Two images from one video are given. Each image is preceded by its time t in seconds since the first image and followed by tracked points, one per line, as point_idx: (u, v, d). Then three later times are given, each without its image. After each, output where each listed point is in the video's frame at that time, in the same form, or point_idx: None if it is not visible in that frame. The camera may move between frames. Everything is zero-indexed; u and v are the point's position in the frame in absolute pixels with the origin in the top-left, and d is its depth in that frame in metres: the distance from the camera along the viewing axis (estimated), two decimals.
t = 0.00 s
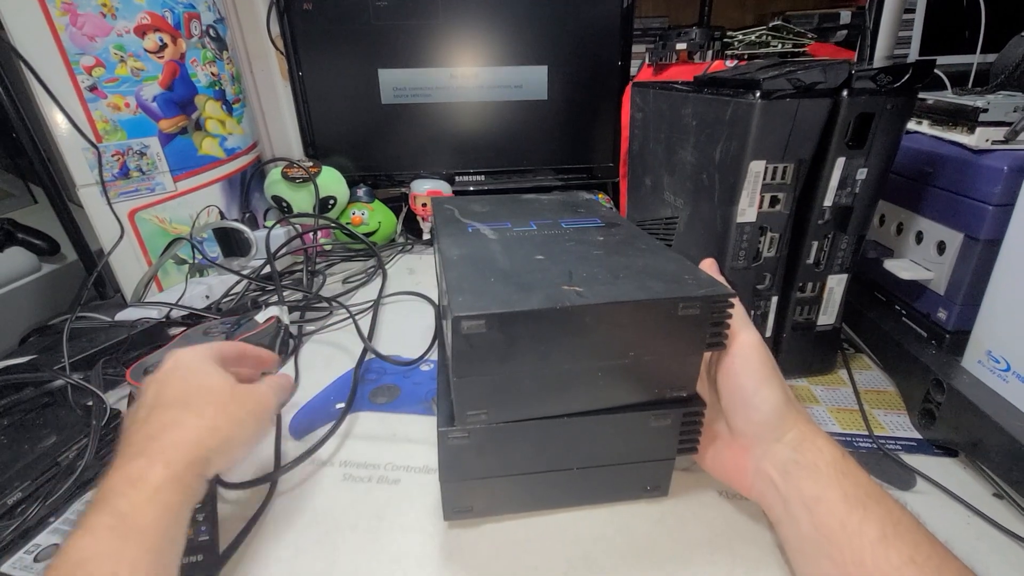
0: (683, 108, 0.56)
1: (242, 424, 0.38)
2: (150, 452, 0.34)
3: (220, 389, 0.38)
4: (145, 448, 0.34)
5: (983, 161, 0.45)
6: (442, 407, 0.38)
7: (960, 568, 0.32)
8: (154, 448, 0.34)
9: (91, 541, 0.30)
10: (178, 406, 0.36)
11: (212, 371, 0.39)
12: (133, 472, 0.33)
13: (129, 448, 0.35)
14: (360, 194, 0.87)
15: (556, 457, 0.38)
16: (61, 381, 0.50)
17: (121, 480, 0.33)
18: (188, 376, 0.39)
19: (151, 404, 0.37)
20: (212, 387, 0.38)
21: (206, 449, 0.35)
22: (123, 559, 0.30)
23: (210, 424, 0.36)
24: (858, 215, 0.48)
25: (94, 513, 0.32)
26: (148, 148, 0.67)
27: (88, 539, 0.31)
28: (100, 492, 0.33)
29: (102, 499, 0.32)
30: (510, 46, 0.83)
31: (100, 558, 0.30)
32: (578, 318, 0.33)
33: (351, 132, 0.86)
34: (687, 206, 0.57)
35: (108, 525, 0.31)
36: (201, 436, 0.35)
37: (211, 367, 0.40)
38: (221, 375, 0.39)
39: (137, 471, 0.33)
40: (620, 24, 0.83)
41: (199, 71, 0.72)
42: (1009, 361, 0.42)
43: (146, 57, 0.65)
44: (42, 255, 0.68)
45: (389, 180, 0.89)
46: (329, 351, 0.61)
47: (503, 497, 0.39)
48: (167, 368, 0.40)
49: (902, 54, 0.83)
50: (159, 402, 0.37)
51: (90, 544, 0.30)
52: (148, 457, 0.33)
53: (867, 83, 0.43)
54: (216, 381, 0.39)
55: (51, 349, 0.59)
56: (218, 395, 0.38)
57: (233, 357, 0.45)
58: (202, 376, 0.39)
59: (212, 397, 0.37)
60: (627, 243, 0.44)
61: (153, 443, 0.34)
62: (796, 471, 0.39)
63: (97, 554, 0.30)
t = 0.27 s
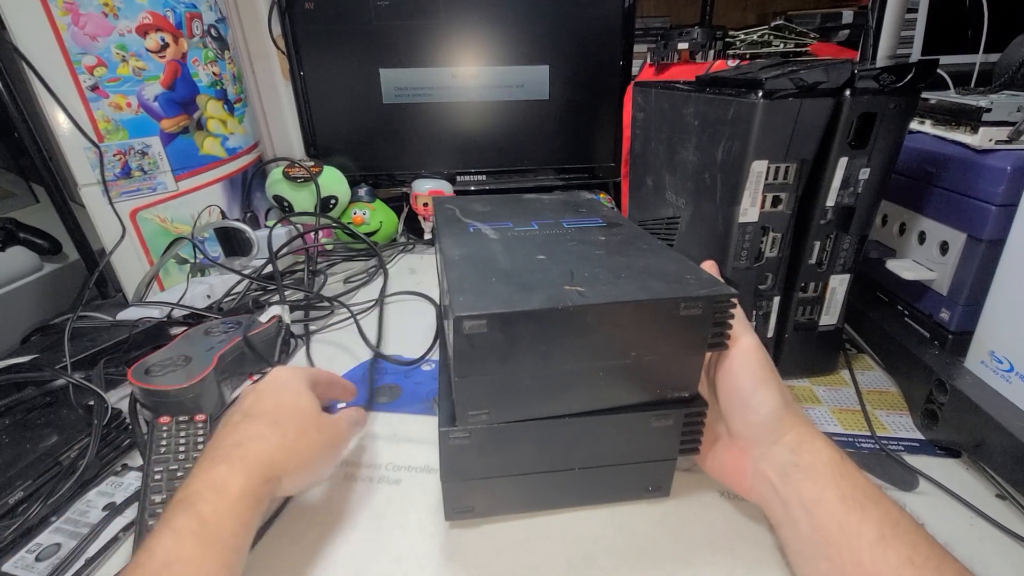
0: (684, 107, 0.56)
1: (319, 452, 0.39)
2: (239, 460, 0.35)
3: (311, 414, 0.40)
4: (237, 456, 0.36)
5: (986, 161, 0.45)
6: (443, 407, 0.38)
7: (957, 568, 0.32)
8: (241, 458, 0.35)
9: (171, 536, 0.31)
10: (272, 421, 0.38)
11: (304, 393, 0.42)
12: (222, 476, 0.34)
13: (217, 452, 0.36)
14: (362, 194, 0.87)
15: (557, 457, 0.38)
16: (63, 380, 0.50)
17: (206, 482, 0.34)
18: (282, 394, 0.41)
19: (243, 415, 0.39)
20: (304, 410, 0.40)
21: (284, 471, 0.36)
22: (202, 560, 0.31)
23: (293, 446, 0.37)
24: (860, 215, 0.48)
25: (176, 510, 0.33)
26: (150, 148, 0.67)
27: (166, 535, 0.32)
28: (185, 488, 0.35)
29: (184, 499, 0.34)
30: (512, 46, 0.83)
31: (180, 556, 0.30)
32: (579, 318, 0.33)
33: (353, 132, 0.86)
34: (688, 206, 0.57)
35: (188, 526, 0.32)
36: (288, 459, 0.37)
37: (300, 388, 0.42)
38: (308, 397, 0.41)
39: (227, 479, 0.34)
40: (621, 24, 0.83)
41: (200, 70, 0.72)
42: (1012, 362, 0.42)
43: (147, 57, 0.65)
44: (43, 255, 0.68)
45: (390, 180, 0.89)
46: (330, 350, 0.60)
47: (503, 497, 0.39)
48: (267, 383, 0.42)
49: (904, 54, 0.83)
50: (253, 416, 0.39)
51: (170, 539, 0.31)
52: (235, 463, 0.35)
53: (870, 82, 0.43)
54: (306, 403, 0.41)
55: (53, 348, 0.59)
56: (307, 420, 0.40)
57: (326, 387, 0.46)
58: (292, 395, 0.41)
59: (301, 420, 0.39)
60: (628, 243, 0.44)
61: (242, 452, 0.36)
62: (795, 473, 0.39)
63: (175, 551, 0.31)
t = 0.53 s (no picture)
0: (686, 107, 0.56)
1: (298, 434, 0.37)
2: (212, 449, 0.34)
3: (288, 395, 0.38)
4: (210, 443, 0.35)
5: (988, 160, 0.45)
6: (444, 407, 0.38)
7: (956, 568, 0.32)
8: (214, 446, 0.34)
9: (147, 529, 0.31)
10: (244, 405, 0.37)
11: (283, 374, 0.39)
12: (194, 465, 0.34)
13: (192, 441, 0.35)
14: (363, 194, 0.86)
15: (558, 457, 0.38)
16: (65, 380, 0.50)
17: (180, 471, 0.33)
18: (256, 375, 0.39)
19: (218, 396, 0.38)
20: (280, 391, 0.38)
21: (262, 458, 0.35)
22: (176, 555, 0.30)
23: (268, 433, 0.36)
24: (862, 215, 0.48)
25: (151, 500, 0.33)
26: (152, 148, 0.67)
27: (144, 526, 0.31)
28: (162, 476, 0.34)
29: (160, 489, 0.33)
30: (513, 46, 0.83)
31: (155, 549, 0.30)
32: (580, 318, 0.33)
33: (354, 132, 0.86)
34: (690, 206, 0.57)
35: (162, 518, 0.32)
36: (262, 444, 0.35)
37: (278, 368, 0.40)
38: (283, 375, 0.39)
39: (200, 468, 0.33)
40: (623, 23, 0.83)
41: (202, 70, 0.72)
42: (1015, 363, 0.42)
43: (149, 57, 0.65)
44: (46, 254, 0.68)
45: (391, 180, 0.89)
46: (331, 350, 0.61)
47: (503, 497, 0.39)
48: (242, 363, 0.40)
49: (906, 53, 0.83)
50: (227, 399, 0.37)
51: (144, 533, 0.31)
52: (207, 453, 0.34)
53: (872, 82, 0.43)
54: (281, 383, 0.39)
55: (55, 347, 0.59)
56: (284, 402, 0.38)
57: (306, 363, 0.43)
58: (265, 375, 0.39)
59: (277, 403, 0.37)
60: (629, 243, 0.44)
61: (214, 440, 0.35)
62: (794, 474, 0.39)
63: (150, 546, 0.31)
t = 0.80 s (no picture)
0: (686, 107, 0.56)
1: (280, 373, 0.41)
2: (205, 387, 0.37)
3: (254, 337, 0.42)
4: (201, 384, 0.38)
5: (989, 160, 0.45)
6: (444, 407, 0.38)
7: (954, 569, 0.32)
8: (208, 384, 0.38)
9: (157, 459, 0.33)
10: (222, 350, 0.40)
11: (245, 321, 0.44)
12: (193, 403, 0.37)
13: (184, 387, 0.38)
14: (363, 194, 0.87)
15: (557, 457, 0.38)
16: (66, 380, 0.50)
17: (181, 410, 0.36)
18: (221, 326, 0.42)
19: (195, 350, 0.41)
20: (246, 335, 0.42)
21: (254, 388, 0.39)
22: (190, 475, 0.33)
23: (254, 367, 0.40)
24: (862, 216, 0.48)
25: (157, 440, 0.35)
26: (153, 148, 0.67)
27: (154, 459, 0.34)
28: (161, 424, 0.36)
29: (164, 430, 0.35)
30: (513, 46, 0.83)
31: (170, 472, 0.33)
32: (580, 319, 0.33)
33: (355, 132, 0.86)
34: (690, 207, 0.57)
35: (173, 446, 0.34)
36: (251, 377, 0.39)
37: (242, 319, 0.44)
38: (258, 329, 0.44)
39: (198, 403, 0.36)
40: (623, 24, 0.83)
41: (202, 71, 0.72)
42: (1015, 363, 0.41)
43: (150, 58, 0.65)
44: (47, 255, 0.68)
45: (392, 180, 0.89)
46: (332, 350, 0.61)
47: (504, 497, 0.39)
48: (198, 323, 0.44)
49: (907, 53, 0.83)
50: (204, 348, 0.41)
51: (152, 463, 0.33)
52: (201, 388, 0.37)
53: (872, 82, 0.43)
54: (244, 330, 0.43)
55: (56, 348, 0.59)
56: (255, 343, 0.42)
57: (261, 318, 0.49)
58: (241, 329, 0.43)
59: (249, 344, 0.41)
60: (629, 244, 0.44)
61: (204, 380, 0.38)
62: (793, 476, 0.39)
63: (164, 470, 0.33)
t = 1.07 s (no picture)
0: (687, 107, 0.56)
1: (312, 342, 0.49)
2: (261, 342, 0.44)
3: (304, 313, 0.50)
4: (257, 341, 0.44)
5: (991, 159, 0.45)
6: (445, 407, 0.38)
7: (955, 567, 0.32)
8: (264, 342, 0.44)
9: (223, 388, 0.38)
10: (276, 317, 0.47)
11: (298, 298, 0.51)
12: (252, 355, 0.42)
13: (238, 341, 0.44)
14: (365, 194, 0.87)
15: (558, 457, 0.38)
16: (68, 380, 0.50)
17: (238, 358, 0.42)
18: (271, 296, 0.49)
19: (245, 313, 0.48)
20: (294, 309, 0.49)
21: (294, 349, 0.46)
22: (243, 407, 0.37)
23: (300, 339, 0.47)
24: (864, 215, 0.48)
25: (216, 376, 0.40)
26: (155, 148, 0.67)
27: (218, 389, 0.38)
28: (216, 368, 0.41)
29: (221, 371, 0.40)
30: (514, 46, 0.83)
31: (230, 399, 0.37)
32: (581, 319, 0.33)
33: (356, 132, 0.86)
34: (691, 206, 0.57)
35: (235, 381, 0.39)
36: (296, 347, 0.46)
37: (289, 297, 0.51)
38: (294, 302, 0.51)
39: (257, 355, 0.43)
40: (625, 23, 0.83)
41: (204, 71, 0.72)
42: (1018, 363, 0.41)
43: (152, 58, 0.65)
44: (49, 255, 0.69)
45: (393, 180, 0.89)
46: (333, 350, 0.61)
47: (505, 497, 0.39)
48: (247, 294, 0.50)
49: (909, 52, 0.83)
50: (257, 311, 0.48)
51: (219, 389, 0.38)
52: (258, 343, 0.44)
53: (873, 82, 0.43)
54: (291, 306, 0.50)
55: (58, 348, 0.59)
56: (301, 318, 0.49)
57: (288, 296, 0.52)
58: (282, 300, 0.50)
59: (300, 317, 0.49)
60: (630, 243, 0.44)
61: (259, 337, 0.44)
62: (791, 473, 0.39)
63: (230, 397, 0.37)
